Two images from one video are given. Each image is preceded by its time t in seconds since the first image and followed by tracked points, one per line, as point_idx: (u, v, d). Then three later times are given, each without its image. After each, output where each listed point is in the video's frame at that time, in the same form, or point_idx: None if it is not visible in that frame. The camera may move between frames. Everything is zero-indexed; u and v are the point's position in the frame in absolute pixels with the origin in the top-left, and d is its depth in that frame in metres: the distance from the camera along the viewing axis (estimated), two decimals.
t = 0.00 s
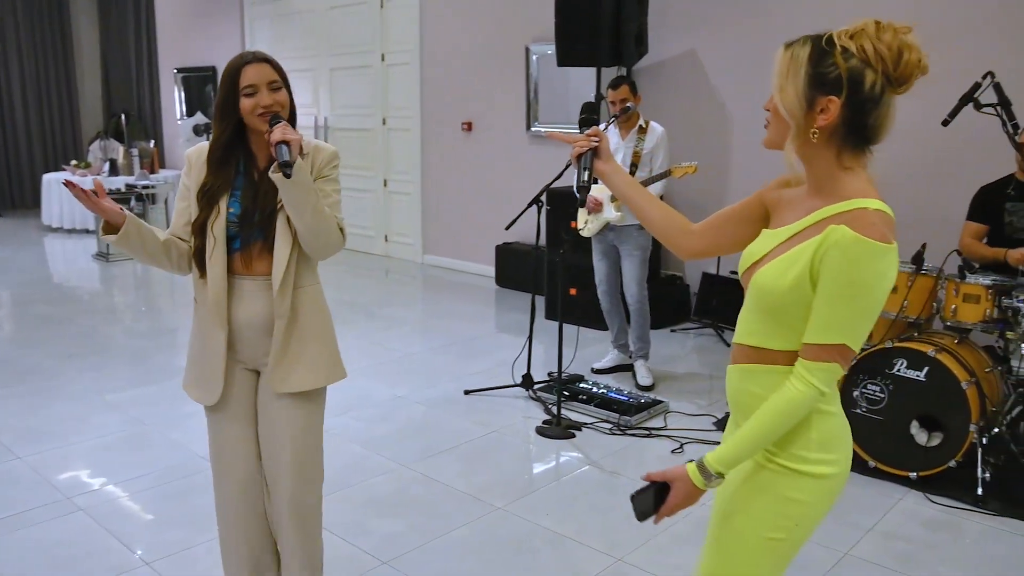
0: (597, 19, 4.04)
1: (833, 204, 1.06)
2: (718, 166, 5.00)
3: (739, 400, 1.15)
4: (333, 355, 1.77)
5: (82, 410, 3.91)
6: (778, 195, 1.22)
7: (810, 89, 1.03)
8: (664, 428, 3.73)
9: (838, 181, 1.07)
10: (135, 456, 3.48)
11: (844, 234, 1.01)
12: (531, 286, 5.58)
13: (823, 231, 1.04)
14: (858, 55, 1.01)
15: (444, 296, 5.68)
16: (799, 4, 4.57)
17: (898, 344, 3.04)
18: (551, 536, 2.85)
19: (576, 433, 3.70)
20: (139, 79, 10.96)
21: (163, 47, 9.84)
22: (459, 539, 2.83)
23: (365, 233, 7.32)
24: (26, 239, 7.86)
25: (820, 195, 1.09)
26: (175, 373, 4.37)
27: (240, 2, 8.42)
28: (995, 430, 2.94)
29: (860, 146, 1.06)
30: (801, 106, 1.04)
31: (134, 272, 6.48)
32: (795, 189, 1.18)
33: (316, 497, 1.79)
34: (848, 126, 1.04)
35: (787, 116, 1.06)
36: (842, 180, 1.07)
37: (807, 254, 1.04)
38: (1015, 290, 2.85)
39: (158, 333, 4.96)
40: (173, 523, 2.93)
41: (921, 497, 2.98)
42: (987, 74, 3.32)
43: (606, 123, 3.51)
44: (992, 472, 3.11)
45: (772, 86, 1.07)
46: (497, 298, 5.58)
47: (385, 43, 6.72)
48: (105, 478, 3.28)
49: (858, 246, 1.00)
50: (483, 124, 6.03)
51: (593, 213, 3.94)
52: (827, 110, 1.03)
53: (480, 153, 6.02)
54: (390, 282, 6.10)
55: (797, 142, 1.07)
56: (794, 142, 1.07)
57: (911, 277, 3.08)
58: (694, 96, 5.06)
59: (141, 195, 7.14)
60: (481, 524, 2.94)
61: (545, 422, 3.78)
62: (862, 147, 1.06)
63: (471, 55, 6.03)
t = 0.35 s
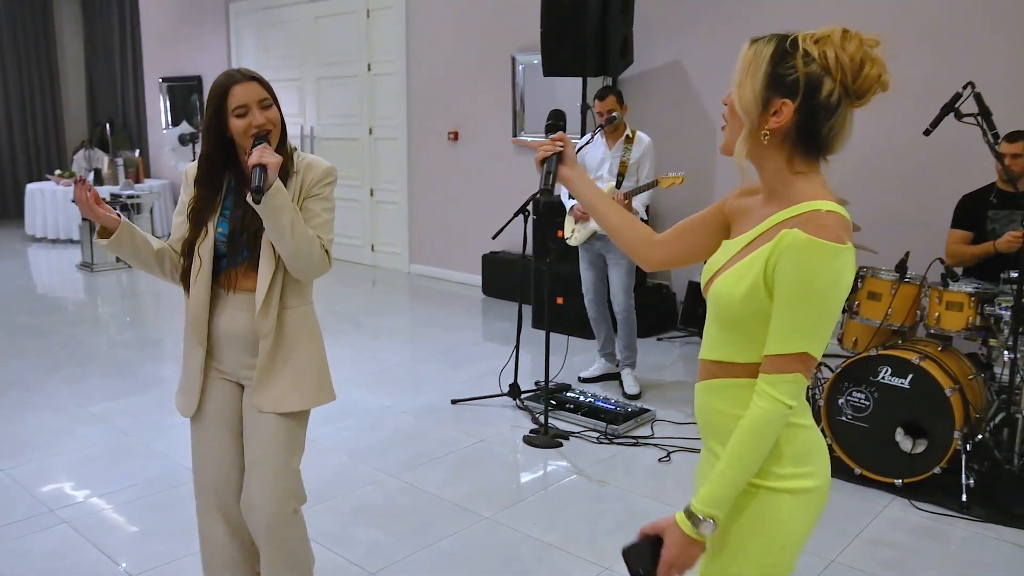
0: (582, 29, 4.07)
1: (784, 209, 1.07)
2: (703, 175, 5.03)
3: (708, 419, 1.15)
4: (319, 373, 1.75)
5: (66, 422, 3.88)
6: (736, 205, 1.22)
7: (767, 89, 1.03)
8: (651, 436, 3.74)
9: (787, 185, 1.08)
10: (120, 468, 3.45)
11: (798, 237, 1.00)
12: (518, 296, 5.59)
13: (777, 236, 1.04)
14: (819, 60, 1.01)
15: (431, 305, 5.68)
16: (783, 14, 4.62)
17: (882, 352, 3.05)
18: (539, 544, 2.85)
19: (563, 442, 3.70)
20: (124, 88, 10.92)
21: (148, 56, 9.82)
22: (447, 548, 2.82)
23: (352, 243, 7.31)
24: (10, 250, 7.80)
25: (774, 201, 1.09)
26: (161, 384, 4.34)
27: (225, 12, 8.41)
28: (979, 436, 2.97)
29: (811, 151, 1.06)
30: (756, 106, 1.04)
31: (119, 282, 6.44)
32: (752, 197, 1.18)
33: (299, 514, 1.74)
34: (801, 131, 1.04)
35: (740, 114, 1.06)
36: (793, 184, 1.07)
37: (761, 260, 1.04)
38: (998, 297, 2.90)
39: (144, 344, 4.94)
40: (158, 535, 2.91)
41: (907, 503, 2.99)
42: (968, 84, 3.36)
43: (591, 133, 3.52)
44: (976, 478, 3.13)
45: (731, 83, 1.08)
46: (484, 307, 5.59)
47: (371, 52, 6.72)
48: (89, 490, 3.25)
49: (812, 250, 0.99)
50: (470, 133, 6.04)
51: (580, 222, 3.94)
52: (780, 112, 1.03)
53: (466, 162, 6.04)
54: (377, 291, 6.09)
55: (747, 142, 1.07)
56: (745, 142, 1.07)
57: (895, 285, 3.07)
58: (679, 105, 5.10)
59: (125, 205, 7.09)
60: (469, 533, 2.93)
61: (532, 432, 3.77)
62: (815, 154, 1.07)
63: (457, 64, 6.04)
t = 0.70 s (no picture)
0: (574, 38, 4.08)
1: (757, 226, 1.01)
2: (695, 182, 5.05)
3: (682, 445, 1.08)
4: (333, 380, 1.74)
5: (58, 430, 3.86)
6: (705, 222, 1.18)
7: (718, 106, 0.99)
8: (643, 443, 3.74)
9: (759, 202, 1.03)
10: (112, 476, 3.44)
11: (778, 251, 0.94)
12: (511, 303, 5.60)
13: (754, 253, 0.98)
14: (767, 70, 0.96)
15: (424, 312, 5.68)
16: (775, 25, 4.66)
17: (873, 358, 3.07)
18: (534, 552, 2.84)
19: (556, 449, 3.70)
20: (117, 96, 10.91)
21: (141, 63, 9.80)
22: (441, 556, 2.82)
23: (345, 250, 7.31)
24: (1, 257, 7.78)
25: (744, 218, 1.05)
26: (154, 392, 4.33)
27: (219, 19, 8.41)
28: (970, 442, 2.98)
29: (773, 165, 1.01)
30: (707, 124, 1.00)
31: (111, 289, 6.43)
32: (723, 214, 1.13)
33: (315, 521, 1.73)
34: (758, 145, 0.99)
35: (694, 132, 1.02)
36: (763, 200, 1.03)
37: (740, 283, 0.98)
38: (988, 304, 2.92)
39: (136, 351, 4.93)
40: (150, 544, 2.89)
41: (900, 509, 3.00)
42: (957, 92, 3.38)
43: (584, 141, 3.52)
44: (968, 484, 3.14)
45: (683, 97, 1.03)
46: (477, 314, 5.59)
47: (364, 60, 6.73)
48: (81, 499, 3.23)
49: (794, 263, 0.92)
50: (463, 140, 6.05)
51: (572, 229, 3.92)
52: (734, 129, 0.99)
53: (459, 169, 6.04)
54: (370, 298, 6.10)
55: (705, 163, 1.03)
56: (703, 162, 1.03)
57: (886, 292, 3.08)
58: (671, 114, 5.12)
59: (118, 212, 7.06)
60: (463, 541, 2.92)
61: (524, 439, 3.77)
62: (781, 167, 1.01)
63: (450, 72, 6.06)
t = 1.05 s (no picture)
0: (570, 41, 4.09)
1: (734, 225, 1.01)
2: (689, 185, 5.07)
3: (669, 459, 1.06)
4: (357, 380, 1.72)
5: (52, 432, 3.85)
6: (672, 224, 1.17)
7: (687, 101, 0.99)
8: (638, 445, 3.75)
9: (733, 201, 1.03)
10: (107, 479, 3.43)
11: (766, 250, 0.94)
12: (506, 305, 5.61)
13: (736, 255, 0.98)
14: (737, 63, 0.96)
15: (419, 314, 5.68)
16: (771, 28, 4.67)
17: (867, 359, 3.07)
18: (531, 553, 2.85)
19: (552, 450, 3.70)
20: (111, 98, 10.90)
21: (135, 65, 9.79)
22: (439, 558, 2.82)
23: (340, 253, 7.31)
24: None
25: (716, 218, 1.04)
26: (148, 395, 4.32)
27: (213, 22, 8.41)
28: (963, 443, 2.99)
29: (745, 163, 1.01)
30: (677, 120, 1.00)
31: (105, 292, 6.41)
32: (694, 215, 1.13)
33: (345, 517, 1.77)
34: (729, 141, 1.00)
35: (662, 130, 1.02)
36: (736, 199, 1.03)
37: (725, 283, 0.98)
38: (981, 305, 2.93)
39: (130, 354, 4.91)
40: (146, 546, 2.88)
41: (893, 510, 3.01)
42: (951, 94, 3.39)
43: (579, 143, 3.52)
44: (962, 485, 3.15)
45: (652, 95, 1.03)
46: (472, 316, 5.60)
47: (359, 62, 6.73)
48: (76, 502, 3.22)
49: (782, 262, 0.92)
50: (458, 142, 6.05)
51: (568, 231, 3.91)
52: (704, 124, 0.99)
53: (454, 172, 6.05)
54: (365, 300, 6.10)
55: (671, 161, 1.03)
56: (670, 159, 1.03)
57: (881, 293, 3.08)
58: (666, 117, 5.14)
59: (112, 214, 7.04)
60: (460, 542, 2.93)
61: (520, 440, 3.77)
62: (753, 165, 1.02)
63: (445, 74, 6.06)
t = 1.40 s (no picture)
0: (565, 42, 4.09)
1: (723, 230, 1.01)
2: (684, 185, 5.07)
3: (656, 463, 1.06)
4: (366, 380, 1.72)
5: (45, 434, 3.84)
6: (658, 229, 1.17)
7: (674, 104, 0.99)
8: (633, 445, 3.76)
9: (722, 204, 1.03)
10: (101, 480, 3.41)
11: (760, 256, 0.94)
12: (501, 305, 5.61)
13: (728, 261, 0.98)
14: (725, 65, 0.96)
15: (414, 315, 5.68)
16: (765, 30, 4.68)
17: (862, 360, 3.08)
18: (527, 554, 2.85)
19: (547, 451, 3.71)
20: (105, 98, 10.87)
21: (129, 66, 9.76)
22: (435, 559, 2.81)
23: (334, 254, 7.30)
24: None
25: (705, 221, 1.05)
26: (142, 396, 4.30)
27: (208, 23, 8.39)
28: (957, 442, 3.00)
29: (735, 166, 1.01)
30: (666, 122, 1.00)
31: (99, 293, 6.39)
32: (680, 218, 1.13)
33: (344, 517, 1.78)
34: (717, 144, 0.99)
35: (652, 132, 1.02)
36: (726, 203, 1.03)
37: (717, 290, 0.98)
38: (974, 305, 2.95)
39: (124, 355, 4.90)
40: (140, 548, 2.87)
41: (887, 510, 3.02)
42: (944, 95, 3.40)
43: (575, 143, 3.52)
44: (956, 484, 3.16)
45: (638, 100, 1.03)
46: (467, 317, 5.60)
47: (354, 63, 6.72)
48: (70, 504, 3.21)
49: (776, 269, 0.92)
50: (453, 143, 6.05)
51: (563, 231, 3.93)
52: (692, 126, 0.99)
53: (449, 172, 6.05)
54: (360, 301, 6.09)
55: (660, 165, 1.03)
56: (659, 162, 1.03)
57: (875, 293, 3.09)
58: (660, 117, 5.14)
59: (106, 215, 7.02)
60: (456, 543, 2.93)
61: (515, 441, 3.78)
62: (742, 168, 1.02)
63: (440, 75, 6.06)
